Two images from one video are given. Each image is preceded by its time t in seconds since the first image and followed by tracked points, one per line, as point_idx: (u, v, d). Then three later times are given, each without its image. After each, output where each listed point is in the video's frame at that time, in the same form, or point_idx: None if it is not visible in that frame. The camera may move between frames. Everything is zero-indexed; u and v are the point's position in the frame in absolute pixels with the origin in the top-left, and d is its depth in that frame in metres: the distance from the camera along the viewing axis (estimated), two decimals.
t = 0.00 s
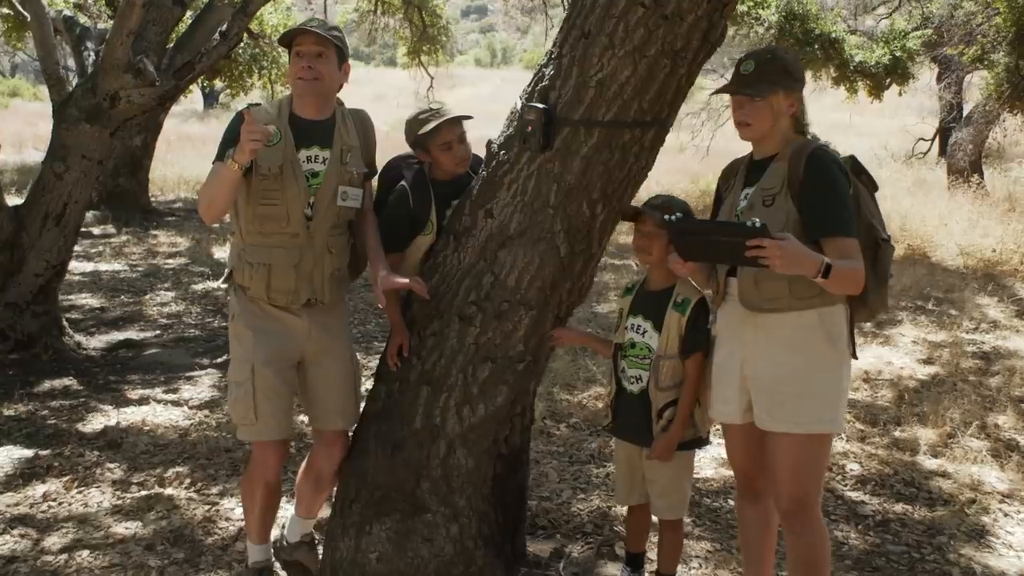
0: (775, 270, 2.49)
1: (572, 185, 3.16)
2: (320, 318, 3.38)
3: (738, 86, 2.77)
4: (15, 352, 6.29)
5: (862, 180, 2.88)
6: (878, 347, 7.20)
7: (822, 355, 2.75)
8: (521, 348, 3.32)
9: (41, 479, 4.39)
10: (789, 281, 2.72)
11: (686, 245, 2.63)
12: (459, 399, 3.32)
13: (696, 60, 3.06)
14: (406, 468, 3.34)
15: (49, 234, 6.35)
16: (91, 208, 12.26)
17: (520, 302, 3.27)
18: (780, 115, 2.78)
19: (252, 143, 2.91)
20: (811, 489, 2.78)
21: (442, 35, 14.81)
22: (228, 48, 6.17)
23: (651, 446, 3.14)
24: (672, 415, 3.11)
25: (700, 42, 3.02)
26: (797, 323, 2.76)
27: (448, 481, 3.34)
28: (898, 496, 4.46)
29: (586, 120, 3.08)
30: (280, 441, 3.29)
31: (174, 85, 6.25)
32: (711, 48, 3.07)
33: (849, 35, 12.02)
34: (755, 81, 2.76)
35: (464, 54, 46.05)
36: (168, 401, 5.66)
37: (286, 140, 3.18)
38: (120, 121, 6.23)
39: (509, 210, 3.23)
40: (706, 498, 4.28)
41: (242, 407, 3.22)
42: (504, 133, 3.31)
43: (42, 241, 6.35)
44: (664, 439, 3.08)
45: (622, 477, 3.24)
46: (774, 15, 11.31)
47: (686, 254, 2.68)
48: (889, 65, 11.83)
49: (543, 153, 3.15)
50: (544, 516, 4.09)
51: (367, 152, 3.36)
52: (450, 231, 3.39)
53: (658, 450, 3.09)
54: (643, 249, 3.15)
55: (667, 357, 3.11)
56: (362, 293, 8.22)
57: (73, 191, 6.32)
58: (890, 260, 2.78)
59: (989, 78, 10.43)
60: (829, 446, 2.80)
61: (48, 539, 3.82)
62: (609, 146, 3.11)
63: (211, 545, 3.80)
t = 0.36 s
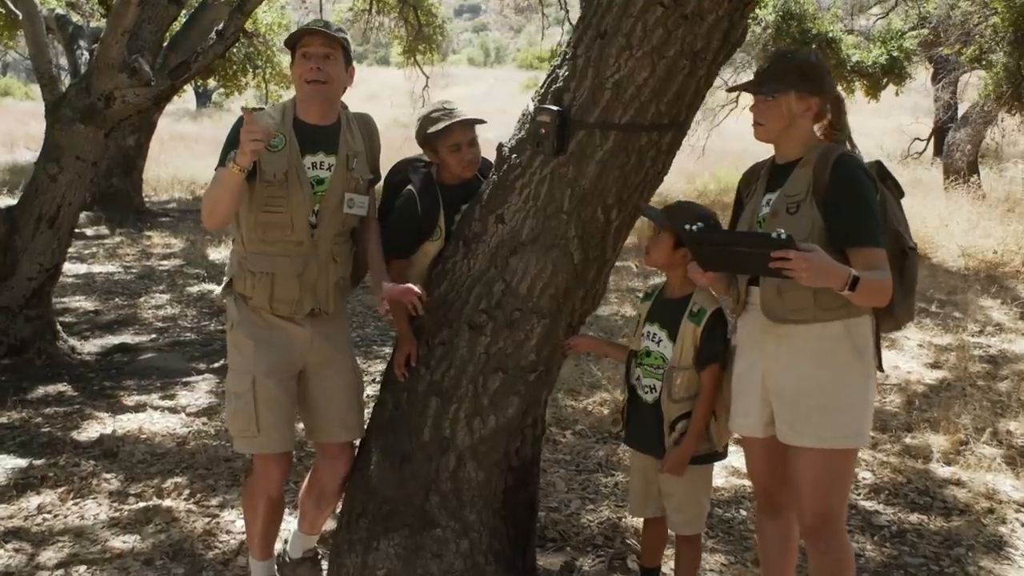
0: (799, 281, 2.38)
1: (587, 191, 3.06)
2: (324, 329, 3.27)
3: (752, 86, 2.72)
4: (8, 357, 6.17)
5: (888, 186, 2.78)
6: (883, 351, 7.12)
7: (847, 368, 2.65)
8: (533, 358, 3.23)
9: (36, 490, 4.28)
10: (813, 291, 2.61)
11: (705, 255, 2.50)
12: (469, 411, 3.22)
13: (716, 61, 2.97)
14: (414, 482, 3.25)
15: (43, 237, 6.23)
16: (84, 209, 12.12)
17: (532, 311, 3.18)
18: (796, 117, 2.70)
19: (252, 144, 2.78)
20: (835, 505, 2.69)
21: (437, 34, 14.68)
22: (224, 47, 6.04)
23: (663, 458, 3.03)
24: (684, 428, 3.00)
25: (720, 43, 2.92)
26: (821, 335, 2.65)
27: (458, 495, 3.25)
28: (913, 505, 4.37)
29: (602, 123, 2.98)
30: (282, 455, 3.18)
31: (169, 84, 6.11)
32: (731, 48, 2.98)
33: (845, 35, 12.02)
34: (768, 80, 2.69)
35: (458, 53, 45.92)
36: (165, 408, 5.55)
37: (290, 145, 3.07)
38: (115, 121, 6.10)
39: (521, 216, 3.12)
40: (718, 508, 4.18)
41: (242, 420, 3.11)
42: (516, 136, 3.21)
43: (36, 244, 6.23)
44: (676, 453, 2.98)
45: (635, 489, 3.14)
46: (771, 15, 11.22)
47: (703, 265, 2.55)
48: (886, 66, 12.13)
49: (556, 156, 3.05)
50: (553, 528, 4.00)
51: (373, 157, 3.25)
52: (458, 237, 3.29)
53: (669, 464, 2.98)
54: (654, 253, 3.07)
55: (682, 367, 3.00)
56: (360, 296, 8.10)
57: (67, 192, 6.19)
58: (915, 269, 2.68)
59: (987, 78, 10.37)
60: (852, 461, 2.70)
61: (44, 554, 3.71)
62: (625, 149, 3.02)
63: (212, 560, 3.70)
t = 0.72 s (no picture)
0: (822, 296, 2.26)
1: (597, 197, 2.95)
2: (320, 340, 3.14)
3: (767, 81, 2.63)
4: None
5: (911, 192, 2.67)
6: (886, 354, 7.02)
7: (869, 383, 2.52)
8: (539, 370, 3.11)
9: (23, 505, 4.14)
10: (835, 304, 2.49)
11: (724, 267, 2.39)
12: (473, 425, 3.11)
13: (731, 62, 2.87)
14: (417, 499, 3.14)
15: (29, 241, 6.06)
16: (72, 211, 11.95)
17: (538, 321, 3.06)
18: (805, 118, 2.59)
19: (252, 153, 2.65)
20: (857, 525, 2.56)
21: (428, 33, 14.54)
22: (214, 46, 5.88)
23: (678, 475, 2.93)
24: (698, 444, 2.90)
25: (736, 43, 2.82)
26: (842, 349, 2.53)
27: (462, 512, 3.14)
28: (924, 515, 4.27)
29: (613, 126, 2.87)
30: (273, 469, 3.03)
31: (157, 84, 5.96)
32: (746, 49, 2.88)
33: (839, 34, 11.95)
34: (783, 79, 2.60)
35: (447, 52, 45.73)
36: (156, 417, 5.41)
37: (287, 150, 2.94)
38: (103, 123, 5.95)
39: (527, 223, 3.01)
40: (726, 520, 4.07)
41: (232, 432, 2.96)
42: (521, 140, 3.09)
43: (22, 248, 6.06)
44: (692, 468, 2.88)
45: (647, 505, 3.02)
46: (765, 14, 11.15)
47: (722, 278, 2.44)
48: (880, 64, 11.88)
49: (565, 161, 2.93)
50: (557, 542, 3.88)
51: (371, 161, 3.13)
52: (461, 243, 3.17)
53: (685, 480, 2.89)
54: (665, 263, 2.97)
55: (695, 381, 2.90)
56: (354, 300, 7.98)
57: (54, 196, 6.03)
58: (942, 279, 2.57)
59: (979, 79, 10.06)
60: (875, 480, 2.57)
61: (31, 574, 3.58)
62: (636, 153, 2.91)
63: None
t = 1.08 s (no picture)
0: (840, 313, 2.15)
1: (597, 206, 2.83)
2: (303, 357, 2.99)
3: (806, 79, 2.48)
4: None
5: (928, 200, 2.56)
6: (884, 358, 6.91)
7: (886, 403, 2.43)
8: (538, 386, 2.98)
9: None
10: (851, 321, 2.40)
11: (736, 281, 2.29)
12: (468, 443, 2.98)
13: (738, 65, 2.76)
14: (410, 521, 3.01)
15: (9, 247, 5.89)
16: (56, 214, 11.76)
17: (536, 335, 2.93)
18: (846, 120, 2.47)
19: (226, 157, 2.53)
20: (873, 552, 2.47)
21: (418, 33, 14.36)
22: (199, 47, 5.71)
23: (683, 496, 2.82)
24: (704, 463, 2.78)
25: (743, 45, 2.72)
26: (857, 367, 2.43)
27: (457, 534, 3.01)
28: (931, 529, 4.15)
29: (614, 132, 2.75)
30: (254, 494, 2.91)
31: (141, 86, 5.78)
32: (753, 52, 2.77)
33: (830, 34, 11.86)
34: (826, 79, 2.45)
35: (437, 52, 45.54)
36: (140, 428, 5.26)
37: (267, 156, 2.81)
38: (85, 126, 5.78)
39: (524, 232, 2.88)
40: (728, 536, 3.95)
41: (210, 456, 2.84)
42: (518, 146, 2.96)
43: (2, 254, 5.89)
44: (697, 489, 2.76)
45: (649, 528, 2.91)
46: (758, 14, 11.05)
47: (734, 292, 2.34)
48: (871, 64, 11.92)
49: (564, 168, 2.81)
50: (554, 560, 3.75)
51: (359, 169, 2.98)
52: (456, 253, 3.04)
53: (690, 501, 2.77)
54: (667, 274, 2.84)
55: (700, 399, 2.78)
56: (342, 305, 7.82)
57: (35, 201, 5.87)
58: (960, 291, 2.47)
59: (970, 78, 9.82)
60: (891, 503, 2.48)
61: None
62: (639, 160, 2.79)
63: None
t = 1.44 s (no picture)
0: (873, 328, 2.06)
1: (603, 211, 2.68)
2: (293, 374, 2.84)
3: (828, 75, 2.40)
4: None
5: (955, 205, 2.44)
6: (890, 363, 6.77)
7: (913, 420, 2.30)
8: (540, 400, 2.83)
9: None
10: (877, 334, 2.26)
11: (762, 294, 2.20)
12: (468, 460, 2.83)
13: (752, 62, 2.62)
14: (406, 542, 2.87)
15: None
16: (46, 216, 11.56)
17: (539, 346, 2.78)
18: (870, 120, 2.40)
19: (208, 169, 2.42)
20: None
21: (413, 32, 14.18)
22: (189, 45, 5.54)
23: (694, 518, 2.66)
24: (716, 484, 2.63)
25: (758, 41, 2.58)
26: (883, 382, 2.30)
27: (456, 556, 2.87)
28: (946, 543, 4.01)
29: (622, 133, 2.61)
30: (243, 518, 2.77)
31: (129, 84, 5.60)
32: (769, 48, 2.64)
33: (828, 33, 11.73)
34: (849, 75, 2.38)
35: (431, 51, 45.32)
36: (127, 438, 5.11)
37: (255, 162, 2.67)
38: (73, 127, 5.50)
39: (526, 239, 2.74)
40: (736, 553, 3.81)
41: (197, 479, 2.70)
42: (520, 148, 2.82)
43: None
44: (710, 511, 2.61)
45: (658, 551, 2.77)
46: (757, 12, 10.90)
47: (758, 306, 2.25)
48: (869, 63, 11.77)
49: (568, 171, 2.67)
50: None
51: (351, 174, 2.82)
52: (455, 260, 2.89)
53: (702, 524, 2.62)
54: (681, 289, 2.70)
55: (712, 415, 2.64)
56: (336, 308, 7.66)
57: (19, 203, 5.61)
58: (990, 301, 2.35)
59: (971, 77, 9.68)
60: (917, 525, 2.35)
61: None
62: (648, 162, 2.65)
63: None
